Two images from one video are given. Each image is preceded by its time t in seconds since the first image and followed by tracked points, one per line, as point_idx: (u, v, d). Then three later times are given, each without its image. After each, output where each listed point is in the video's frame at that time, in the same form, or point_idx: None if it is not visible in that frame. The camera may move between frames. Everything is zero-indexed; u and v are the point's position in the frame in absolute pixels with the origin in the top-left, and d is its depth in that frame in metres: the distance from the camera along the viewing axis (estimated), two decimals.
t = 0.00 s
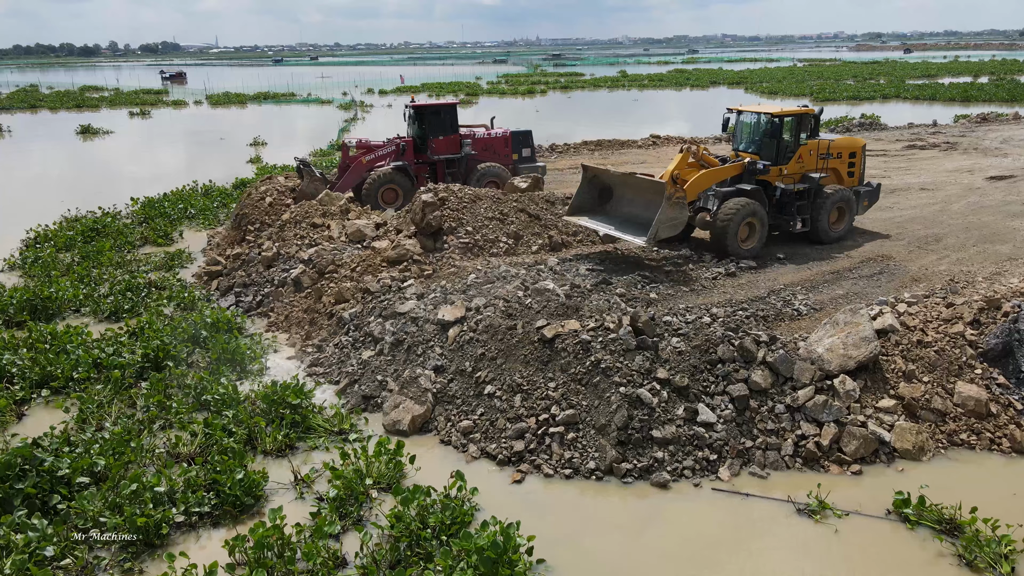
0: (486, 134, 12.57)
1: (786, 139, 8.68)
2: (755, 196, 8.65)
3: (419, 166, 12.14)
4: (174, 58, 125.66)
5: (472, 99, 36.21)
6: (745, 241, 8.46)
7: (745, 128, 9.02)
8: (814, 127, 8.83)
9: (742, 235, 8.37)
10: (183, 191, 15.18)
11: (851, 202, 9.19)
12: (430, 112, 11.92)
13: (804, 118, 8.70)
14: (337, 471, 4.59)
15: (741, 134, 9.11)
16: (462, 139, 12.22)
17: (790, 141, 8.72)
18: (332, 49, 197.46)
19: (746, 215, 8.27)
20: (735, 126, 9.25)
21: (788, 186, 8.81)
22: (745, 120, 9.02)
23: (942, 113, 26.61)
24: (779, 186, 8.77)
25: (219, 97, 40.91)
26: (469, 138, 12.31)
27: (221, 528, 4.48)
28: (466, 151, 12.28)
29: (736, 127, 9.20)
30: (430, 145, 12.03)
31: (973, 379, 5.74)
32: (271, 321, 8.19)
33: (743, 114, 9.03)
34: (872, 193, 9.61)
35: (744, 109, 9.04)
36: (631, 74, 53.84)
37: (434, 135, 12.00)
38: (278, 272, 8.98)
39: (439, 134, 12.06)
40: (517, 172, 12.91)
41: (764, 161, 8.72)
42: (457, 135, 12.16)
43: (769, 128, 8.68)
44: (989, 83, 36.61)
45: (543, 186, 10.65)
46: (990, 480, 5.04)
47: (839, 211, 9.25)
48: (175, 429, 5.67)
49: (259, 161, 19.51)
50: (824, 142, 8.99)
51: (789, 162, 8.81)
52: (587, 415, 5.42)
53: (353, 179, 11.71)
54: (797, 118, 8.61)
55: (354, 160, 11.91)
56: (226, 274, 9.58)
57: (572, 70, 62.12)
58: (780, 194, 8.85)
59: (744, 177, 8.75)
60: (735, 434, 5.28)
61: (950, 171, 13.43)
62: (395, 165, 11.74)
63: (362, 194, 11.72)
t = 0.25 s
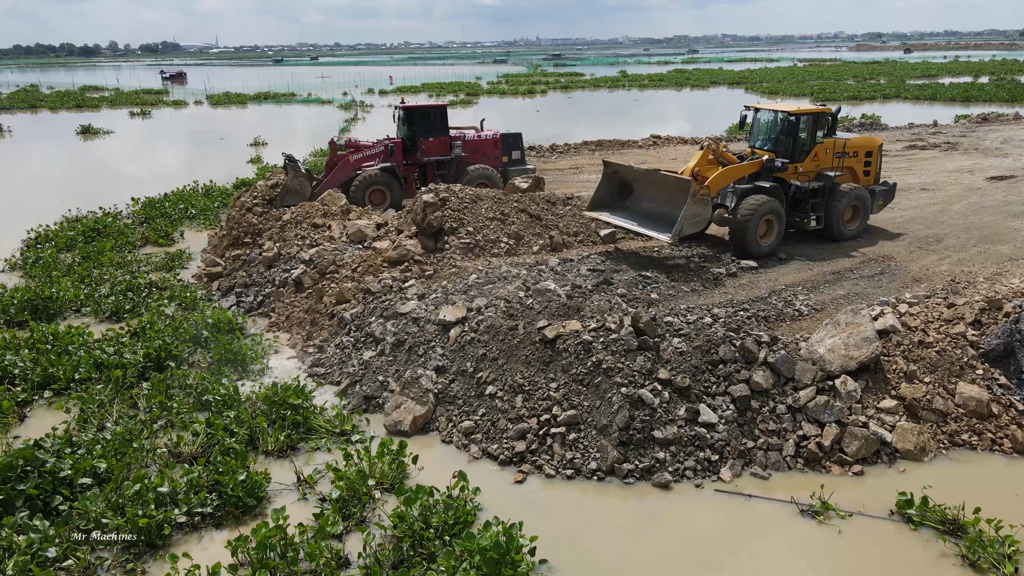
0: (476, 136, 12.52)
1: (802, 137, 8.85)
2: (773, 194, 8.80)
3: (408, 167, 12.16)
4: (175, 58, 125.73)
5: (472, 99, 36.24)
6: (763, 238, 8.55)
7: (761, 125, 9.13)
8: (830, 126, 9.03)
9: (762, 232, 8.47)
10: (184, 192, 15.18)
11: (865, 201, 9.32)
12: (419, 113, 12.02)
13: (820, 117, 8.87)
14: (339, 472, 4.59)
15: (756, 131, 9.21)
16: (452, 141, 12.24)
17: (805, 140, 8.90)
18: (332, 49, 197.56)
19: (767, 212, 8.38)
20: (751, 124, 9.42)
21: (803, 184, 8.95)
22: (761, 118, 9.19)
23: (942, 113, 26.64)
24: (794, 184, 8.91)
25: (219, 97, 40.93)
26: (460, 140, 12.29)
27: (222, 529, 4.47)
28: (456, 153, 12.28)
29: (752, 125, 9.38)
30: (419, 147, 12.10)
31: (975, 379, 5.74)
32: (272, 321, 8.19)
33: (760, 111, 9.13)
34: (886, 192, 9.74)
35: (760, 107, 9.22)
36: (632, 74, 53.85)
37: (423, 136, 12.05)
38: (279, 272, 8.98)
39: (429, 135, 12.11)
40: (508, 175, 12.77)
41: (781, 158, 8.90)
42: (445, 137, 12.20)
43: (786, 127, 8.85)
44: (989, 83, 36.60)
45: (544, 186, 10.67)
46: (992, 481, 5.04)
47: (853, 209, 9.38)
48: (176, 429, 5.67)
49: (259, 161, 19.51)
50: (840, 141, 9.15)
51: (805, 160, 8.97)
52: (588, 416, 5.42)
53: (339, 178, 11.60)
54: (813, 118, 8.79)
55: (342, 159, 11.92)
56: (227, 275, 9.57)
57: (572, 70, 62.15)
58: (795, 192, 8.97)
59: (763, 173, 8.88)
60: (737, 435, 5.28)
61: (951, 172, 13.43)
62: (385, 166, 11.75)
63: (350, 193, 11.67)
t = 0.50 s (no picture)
0: (467, 136, 12.44)
1: (816, 137, 8.95)
2: (788, 192, 8.90)
3: (398, 168, 12.10)
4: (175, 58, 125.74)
5: (473, 99, 36.29)
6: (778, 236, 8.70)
7: (776, 125, 9.26)
8: (845, 125, 9.11)
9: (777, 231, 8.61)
10: (185, 192, 15.19)
11: (880, 200, 9.38)
12: (410, 112, 11.91)
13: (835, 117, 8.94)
14: (343, 473, 4.59)
15: (771, 131, 9.34)
16: (443, 141, 12.17)
17: (820, 139, 8.99)
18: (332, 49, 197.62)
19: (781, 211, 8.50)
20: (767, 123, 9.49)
21: (817, 183, 9.02)
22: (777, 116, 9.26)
23: (943, 113, 26.66)
24: (808, 183, 8.98)
25: (219, 97, 40.97)
26: (451, 140, 12.23)
27: (227, 530, 4.47)
28: (446, 153, 12.24)
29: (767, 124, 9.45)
30: (410, 147, 12.01)
31: (978, 379, 5.74)
32: (274, 322, 8.19)
33: (775, 111, 9.26)
34: (901, 191, 9.81)
35: (776, 106, 9.29)
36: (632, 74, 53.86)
37: (414, 136, 11.96)
38: (281, 273, 8.98)
39: (420, 135, 12.03)
40: (498, 176, 12.70)
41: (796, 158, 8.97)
42: (436, 137, 12.12)
43: (800, 126, 8.94)
44: (989, 83, 36.61)
45: (546, 186, 10.68)
46: (995, 481, 5.04)
47: (867, 208, 9.45)
48: (180, 430, 5.68)
49: (259, 161, 19.52)
50: (854, 140, 9.21)
51: (819, 160, 9.05)
52: (592, 416, 5.43)
53: (326, 175, 11.78)
54: (828, 118, 8.86)
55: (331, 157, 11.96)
56: (229, 275, 9.57)
57: (573, 70, 62.22)
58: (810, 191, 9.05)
59: (777, 173, 9.00)
60: (741, 436, 5.28)
61: (952, 172, 13.43)
62: (373, 166, 11.73)
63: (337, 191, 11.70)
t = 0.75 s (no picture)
0: (459, 136, 12.11)
1: (834, 134, 8.92)
2: (805, 189, 8.96)
3: (388, 169, 11.76)
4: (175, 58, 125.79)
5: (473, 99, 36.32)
6: (796, 233, 8.78)
7: (793, 122, 9.23)
8: (863, 123, 9.06)
9: (795, 227, 8.69)
10: (188, 192, 15.20)
11: (897, 198, 9.43)
12: (402, 112, 11.58)
13: (853, 114, 8.92)
14: (352, 474, 4.59)
15: (789, 128, 9.32)
16: (433, 142, 11.84)
17: (837, 137, 8.96)
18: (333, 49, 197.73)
19: (799, 208, 8.57)
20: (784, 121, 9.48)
21: (834, 181, 9.04)
22: (794, 115, 9.25)
23: (945, 113, 26.65)
24: (825, 181, 9.01)
25: (220, 97, 41.04)
26: (441, 140, 11.91)
27: (235, 530, 4.47)
28: (437, 154, 11.91)
29: (784, 122, 9.45)
30: (400, 147, 11.70)
31: (984, 380, 5.74)
32: (278, 322, 8.20)
33: (792, 110, 9.26)
34: (918, 189, 9.86)
35: (792, 104, 9.29)
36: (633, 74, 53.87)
37: (404, 137, 11.65)
38: (285, 273, 8.98)
39: (410, 136, 11.72)
40: (490, 177, 12.42)
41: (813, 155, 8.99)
42: (428, 137, 11.81)
43: (817, 124, 8.92)
44: (991, 83, 36.60)
45: (550, 186, 10.68)
46: (1002, 482, 5.03)
47: (884, 206, 9.51)
48: (186, 430, 5.68)
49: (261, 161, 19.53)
50: (871, 138, 9.20)
51: (836, 157, 9.04)
52: (598, 416, 5.43)
53: (315, 176, 11.33)
54: (846, 115, 8.83)
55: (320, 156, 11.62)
56: (233, 275, 9.57)
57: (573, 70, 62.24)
58: (827, 188, 9.10)
59: (795, 170, 9.02)
60: (747, 436, 5.28)
61: (955, 172, 13.43)
62: (362, 166, 11.39)
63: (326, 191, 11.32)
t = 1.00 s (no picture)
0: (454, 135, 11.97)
1: (850, 134, 9.00)
2: (821, 188, 9.07)
3: (383, 169, 11.69)
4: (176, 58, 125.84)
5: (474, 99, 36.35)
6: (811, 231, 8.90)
7: (810, 122, 9.33)
8: (879, 122, 9.15)
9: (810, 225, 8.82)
10: (191, 192, 15.21)
11: (914, 197, 9.44)
12: (396, 113, 11.53)
13: (869, 114, 8.99)
14: (361, 474, 4.59)
15: (804, 128, 9.43)
16: (428, 142, 11.77)
17: (853, 136, 9.04)
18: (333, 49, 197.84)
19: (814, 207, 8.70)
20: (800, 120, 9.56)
21: (849, 179, 9.14)
22: (810, 114, 9.32)
23: (947, 113, 26.63)
24: (840, 179, 9.11)
25: (221, 97, 41.05)
26: (436, 140, 11.80)
27: (244, 530, 4.47)
28: (431, 154, 11.83)
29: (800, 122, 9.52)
30: (395, 148, 11.66)
31: (992, 380, 5.73)
32: (284, 322, 8.21)
33: (808, 109, 9.33)
34: (936, 188, 9.86)
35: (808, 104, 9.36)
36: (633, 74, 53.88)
37: (398, 138, 11.61)
38: (290, 273, 8.98)
39: (404, 136, 11.68)
40: (486, 176, 12.30)
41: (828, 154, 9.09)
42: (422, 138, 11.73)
43: (833, 124, 9.01)
44: (992, 83, 36.58)
45: (555, 186, 10.69)
46: (1011, 482, 5.03)
47: (901, 205, 9.53)
48: (193, 431, 5.67)
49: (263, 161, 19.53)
50: (888, 137, 9.25)
51: (851, 156, 9.11)
52: (606, 417, 5.43)
53: (310, 178, 11.24)
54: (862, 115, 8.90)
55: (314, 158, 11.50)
56: (238, 275, 9.57)
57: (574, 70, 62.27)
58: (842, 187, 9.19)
59: (811, 169, 9.14)
60: (755, 436, 5.28)
61: (959, 172, 13.43)
62: (357, 167, 11.30)
63: (322, 194, 11.22)
